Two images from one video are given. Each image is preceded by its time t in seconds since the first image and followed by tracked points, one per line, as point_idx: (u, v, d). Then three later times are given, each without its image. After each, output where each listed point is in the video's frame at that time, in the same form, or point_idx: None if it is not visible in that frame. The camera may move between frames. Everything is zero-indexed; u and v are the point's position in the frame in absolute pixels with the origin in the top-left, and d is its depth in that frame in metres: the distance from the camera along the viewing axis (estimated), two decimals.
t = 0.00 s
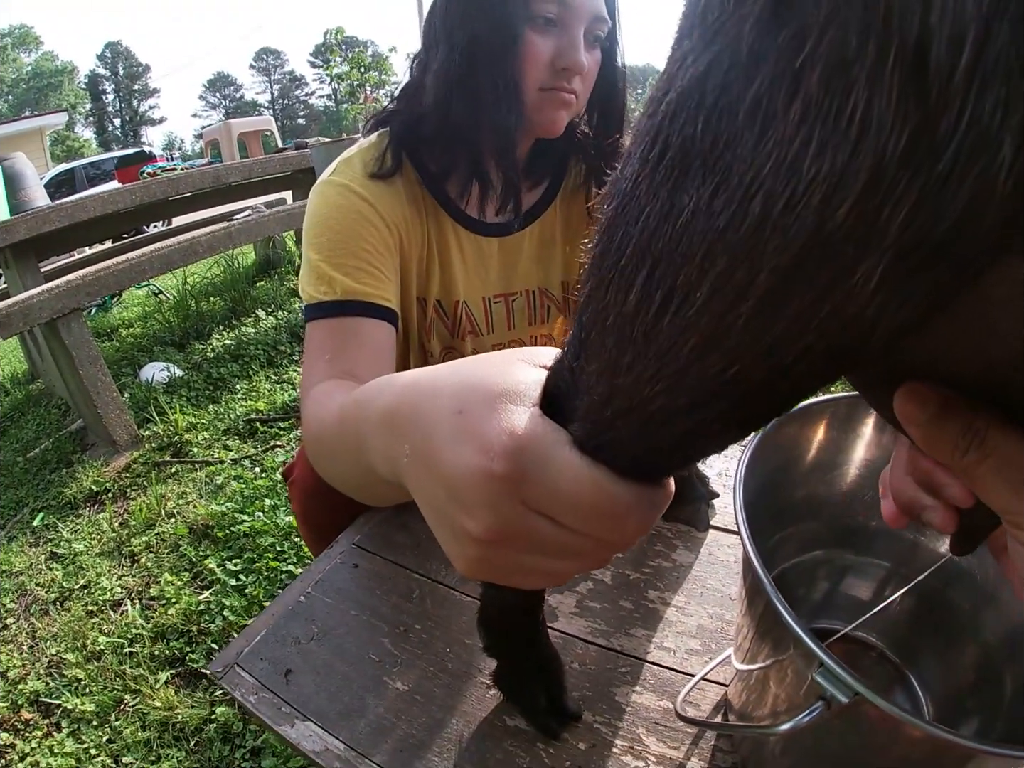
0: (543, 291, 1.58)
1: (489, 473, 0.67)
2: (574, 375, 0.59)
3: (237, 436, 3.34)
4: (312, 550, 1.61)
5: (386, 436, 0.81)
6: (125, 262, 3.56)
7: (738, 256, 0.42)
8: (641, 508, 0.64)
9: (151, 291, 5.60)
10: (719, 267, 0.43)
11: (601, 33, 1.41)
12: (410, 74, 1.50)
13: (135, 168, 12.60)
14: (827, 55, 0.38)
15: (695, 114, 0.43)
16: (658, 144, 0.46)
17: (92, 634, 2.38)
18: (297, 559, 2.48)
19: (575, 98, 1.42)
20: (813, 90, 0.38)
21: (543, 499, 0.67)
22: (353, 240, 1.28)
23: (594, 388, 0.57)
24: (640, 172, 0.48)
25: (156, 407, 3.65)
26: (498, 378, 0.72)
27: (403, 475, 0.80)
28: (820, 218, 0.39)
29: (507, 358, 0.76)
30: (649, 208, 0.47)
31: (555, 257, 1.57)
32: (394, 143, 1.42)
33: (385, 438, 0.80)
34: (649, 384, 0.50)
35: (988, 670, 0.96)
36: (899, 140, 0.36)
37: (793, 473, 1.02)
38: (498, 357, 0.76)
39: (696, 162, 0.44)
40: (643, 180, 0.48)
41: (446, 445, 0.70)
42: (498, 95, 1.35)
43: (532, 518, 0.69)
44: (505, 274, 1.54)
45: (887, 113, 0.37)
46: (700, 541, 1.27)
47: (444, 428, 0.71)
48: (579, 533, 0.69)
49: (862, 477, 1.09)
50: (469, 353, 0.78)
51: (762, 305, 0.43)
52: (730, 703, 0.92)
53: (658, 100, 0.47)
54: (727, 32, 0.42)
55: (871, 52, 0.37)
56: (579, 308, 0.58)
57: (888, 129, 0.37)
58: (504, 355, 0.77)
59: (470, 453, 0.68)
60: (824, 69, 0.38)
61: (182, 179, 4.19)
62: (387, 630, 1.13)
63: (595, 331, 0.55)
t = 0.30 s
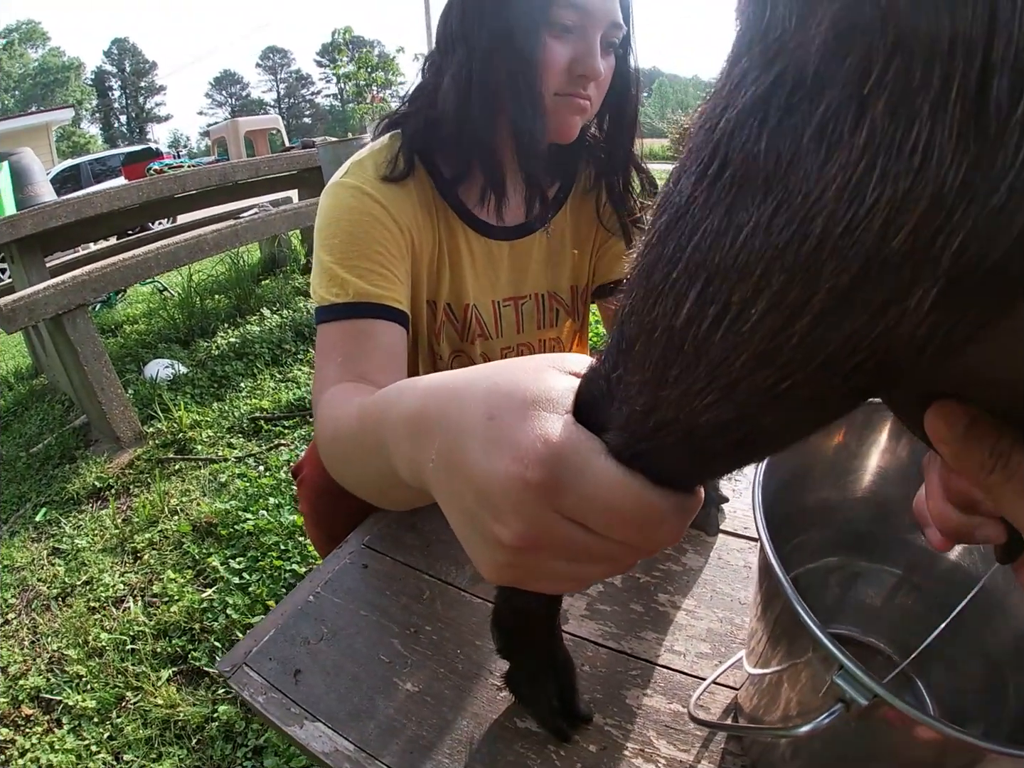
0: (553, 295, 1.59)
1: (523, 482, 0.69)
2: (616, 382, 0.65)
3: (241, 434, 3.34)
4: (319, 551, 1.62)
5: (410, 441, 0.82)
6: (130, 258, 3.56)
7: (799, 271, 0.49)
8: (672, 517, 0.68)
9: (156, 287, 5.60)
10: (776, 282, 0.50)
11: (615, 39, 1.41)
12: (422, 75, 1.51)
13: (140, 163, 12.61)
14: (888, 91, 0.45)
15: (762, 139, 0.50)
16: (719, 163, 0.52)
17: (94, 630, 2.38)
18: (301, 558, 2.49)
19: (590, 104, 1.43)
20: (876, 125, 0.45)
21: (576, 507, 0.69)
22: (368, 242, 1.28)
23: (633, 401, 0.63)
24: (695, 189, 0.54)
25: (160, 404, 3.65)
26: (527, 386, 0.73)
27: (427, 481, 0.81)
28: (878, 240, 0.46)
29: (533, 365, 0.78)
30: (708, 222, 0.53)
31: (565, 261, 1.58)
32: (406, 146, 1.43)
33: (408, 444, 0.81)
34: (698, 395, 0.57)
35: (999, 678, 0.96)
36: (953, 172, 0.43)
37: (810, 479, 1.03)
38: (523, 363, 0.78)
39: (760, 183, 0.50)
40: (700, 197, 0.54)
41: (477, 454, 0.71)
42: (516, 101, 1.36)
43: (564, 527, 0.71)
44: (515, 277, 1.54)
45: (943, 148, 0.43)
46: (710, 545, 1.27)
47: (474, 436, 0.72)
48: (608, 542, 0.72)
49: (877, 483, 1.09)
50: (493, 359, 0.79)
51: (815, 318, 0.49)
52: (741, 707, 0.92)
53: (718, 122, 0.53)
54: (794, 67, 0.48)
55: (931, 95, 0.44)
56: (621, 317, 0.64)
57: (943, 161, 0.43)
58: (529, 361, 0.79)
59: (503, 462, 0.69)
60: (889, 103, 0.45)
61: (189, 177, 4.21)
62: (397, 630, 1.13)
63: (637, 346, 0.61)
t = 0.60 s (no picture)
0: (557, 329, 1.66)
1: (553, 514, 0.71)
2: (625, 420, 0.72)
3: (244, 457, 3.39)
4: (328, 575, 1.67)
5: (434, 478, 0.84)
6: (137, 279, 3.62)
7: (782, 328, 0.57)
8: (682, 541, 0.74)
9: (159, 306, 5.66)
10: (764, 338, 0.58)
11: (618, 82, 1.47)
12: (433, 112, 1.58)
13: (142, 184, 12.70)
14: (855, 181, 0.53)
15: (751, 216, 0.58)
16: (716, 235, 0.61)
17: (96, 648, 2.41)
18: (305, 581, 2.52)
19: (592, 146, 1.49)
20: (845, 208, 0.54)
21: (600, 537, 0.73)
22: (383, 277, 1.35)
23: (641, 438, 0.70)
24: (695, 256, 0.63)
25: (164, 424, 3.70)
26: (546, 427, 0.78)
27: (451, 517, 0.83)
28: (848, 303, 0.55)
29: (547, 407, 0.83)
30: (707, 285, 0.61)
31: (569, 296, 1.65)
32: (419, 185, 1.49)
33: (432, 481, 0.84)
34: (696, 433, 0.65)
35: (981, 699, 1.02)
36: (906, 249, 0.52)
37: (803, 509, 1.09)
38: (539, 405, 0.83)
39: (750, 255, 0.58)
40: (699, 264, 0.62)
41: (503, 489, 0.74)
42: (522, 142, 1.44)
43: (588, 556, 0.74)
44: (522, 312, 1.61)
45: (899, 229, 0.52)
46: (708, 572, 1.33)
47: (500, 473, 0.75)
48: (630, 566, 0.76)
49: (866, 514, 1.15)
50: (510, 400, 0.83)
51: (797, 367, 0.58)
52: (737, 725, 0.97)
53: (715, 200, 0.62)
54: (778, 157, 0.57)
55: (890, 184, 0.52)
56: (632, 365, 0.72)
57: (899, 240, 0.52)
58: (543, 403, 0.84)
59: (530, 497, 0.72)
60: (854, 191, 0.53)
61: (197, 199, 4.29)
62: (410, 653, 1.19)
63: (642, 389, 0.69)
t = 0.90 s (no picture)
0: (562, 357, 1.69)
1: (576, 553, 0.75)
2: (641, 456, 0.76)
3: (242, 474, 3.39)
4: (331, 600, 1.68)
5: (458, 510, 0.88)
6: (140, 293, 3.65)
7: (790, 376, 0.60)
8: (704, 572, 0.76)
9: (161, 321, 5.70)
10: (774, 385, 0.61)
11: (628, 119, 1.52)
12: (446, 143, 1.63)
13: (146, 198, 12.81)
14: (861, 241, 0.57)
15: (770, 271, 0.63)
16: (738, 288, 0.65)
17: (91, 662, 2.38)
18: (302, 601, 2.50)
19: (599, 179, 1.51)
20: (851, 266, 0.58)
21: (623, 570, 0.75)
22: (396, 303, 1.38)
23: (660, 474, 0.72)
24: (717, 306, 0.67)
25: (162, 439, 3.70)
26: (569, 464, 0.81)
27: (474, 548, 0.86)
28: (849, 354, 0.58)
29: (568, 443, 0.86)
30: (726, 332, 0.65)
31: (574, 325, 1.69)
32: (434, 214, 1.53)
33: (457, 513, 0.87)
34: (705, 474, 0.67)
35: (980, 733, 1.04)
36: (904, 306, 0.55)
37: (805, 541, 1.12)
38: (560, 441, 0.86)
39: (767, 308, 0.63)
40: (720, 314, 0.67)
41: (529, 523, 0.78)
42: (533, 174, 1.46)
43: (611, 588, 0.76)
44: (529, 339, 1.64)
45: (899, 287, 0.55)
46: (710, 600, 1.36)
47: (525, 508, 0.79)
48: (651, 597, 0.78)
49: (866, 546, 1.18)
50: (532, 436, 0.87)
51: (800, 415, 0.61)
52: (739, 751, 0.99)
53: (740, 256, 0.66)
54: (794, 218, 0.62)
55: (895, 242, 0.56)
56: (654, 406, 0.76)
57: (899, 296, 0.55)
58: (564, 439, 0.87)
59: (555, 532, 0.76)
60: (863, 250, 0.57)
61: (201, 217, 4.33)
62: (417, 678, 1.21)
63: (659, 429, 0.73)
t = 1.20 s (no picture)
0: (566, 391, 1.73)
1: (601, 594, 0.80)
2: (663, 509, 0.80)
3: (237, 496, 3.39)
4: (335, 630, 1.72)
5: (485, 551, 0.94)
6: (141, 311, 3.67)
7: (811, 447, 0.66)
8: (720, 615, 0.80)
9: (158, 337, 5.71)
10: (799, 455, 0.66)
11: (632, 157, 1.57)
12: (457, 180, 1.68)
13: (145, 213, 12.88)
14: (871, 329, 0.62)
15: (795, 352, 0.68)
16: (767, 363, 0.71)
17: (82, 680, 2.33)
18: (298, 627, 2.50)
19: (604, 216, 1.57)
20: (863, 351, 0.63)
21: (644, 615, 0.80)
22: (406, 340, 1.42)
23: (687, 529, 0.77)
24: (750, 379, 0.72)
25: (157, 458, 3.69)
26: (593, 509, 0.87)
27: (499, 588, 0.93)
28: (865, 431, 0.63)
29: (592, 488, 0.92)
30: (752, 404, 0.71)
31: (578, 362, 1.73)
32: (445, 254, 1.57)
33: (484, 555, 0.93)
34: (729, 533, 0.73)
35: None
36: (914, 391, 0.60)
37: (807, 579, 1.15)
38: (584, 487, 0.92)
39: (797, 385, 0.67)
40: (749, 388, 0.72)
41: (556, 567, 0.84)
42: (540, 213, 1.52)
43: (633, 630, 0.82)
44: (533, 375, 1.68)
45: (923, 370, 0.60)
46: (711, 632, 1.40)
47: (552, 553, 0.85)
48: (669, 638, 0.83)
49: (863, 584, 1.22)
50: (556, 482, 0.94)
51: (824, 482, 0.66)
52: None
53: (769, 333, 0.72)
54: (816, 307, 0.67)
55: (916, 333, 0.61)
56: (682, 456, 0.81)
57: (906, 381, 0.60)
58: (587, 484, 0.93)
59: (581, 576, 0.82)
60: (887, 338, 0.62)
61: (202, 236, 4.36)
62: (424, 709, 1.23)
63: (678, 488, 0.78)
